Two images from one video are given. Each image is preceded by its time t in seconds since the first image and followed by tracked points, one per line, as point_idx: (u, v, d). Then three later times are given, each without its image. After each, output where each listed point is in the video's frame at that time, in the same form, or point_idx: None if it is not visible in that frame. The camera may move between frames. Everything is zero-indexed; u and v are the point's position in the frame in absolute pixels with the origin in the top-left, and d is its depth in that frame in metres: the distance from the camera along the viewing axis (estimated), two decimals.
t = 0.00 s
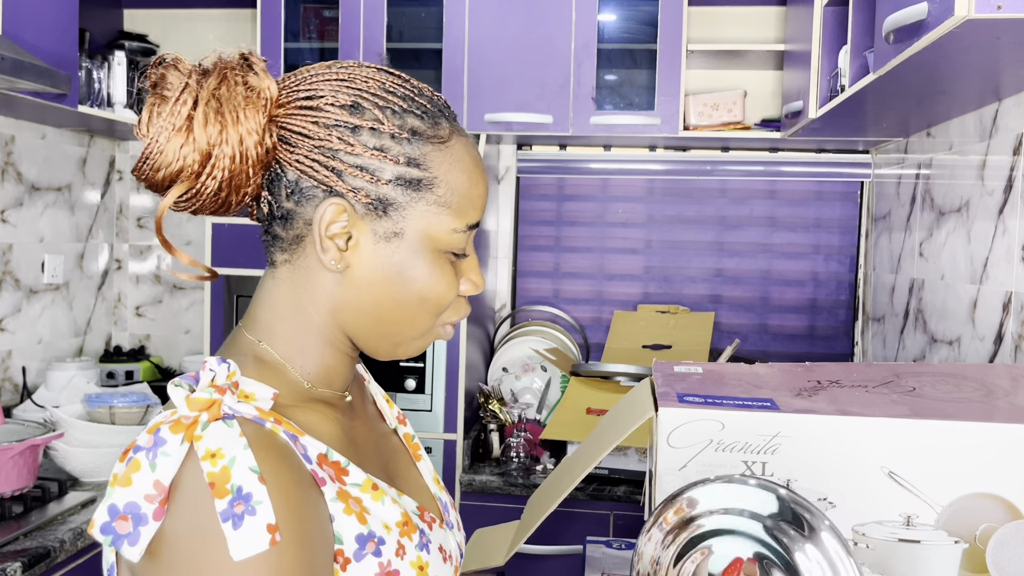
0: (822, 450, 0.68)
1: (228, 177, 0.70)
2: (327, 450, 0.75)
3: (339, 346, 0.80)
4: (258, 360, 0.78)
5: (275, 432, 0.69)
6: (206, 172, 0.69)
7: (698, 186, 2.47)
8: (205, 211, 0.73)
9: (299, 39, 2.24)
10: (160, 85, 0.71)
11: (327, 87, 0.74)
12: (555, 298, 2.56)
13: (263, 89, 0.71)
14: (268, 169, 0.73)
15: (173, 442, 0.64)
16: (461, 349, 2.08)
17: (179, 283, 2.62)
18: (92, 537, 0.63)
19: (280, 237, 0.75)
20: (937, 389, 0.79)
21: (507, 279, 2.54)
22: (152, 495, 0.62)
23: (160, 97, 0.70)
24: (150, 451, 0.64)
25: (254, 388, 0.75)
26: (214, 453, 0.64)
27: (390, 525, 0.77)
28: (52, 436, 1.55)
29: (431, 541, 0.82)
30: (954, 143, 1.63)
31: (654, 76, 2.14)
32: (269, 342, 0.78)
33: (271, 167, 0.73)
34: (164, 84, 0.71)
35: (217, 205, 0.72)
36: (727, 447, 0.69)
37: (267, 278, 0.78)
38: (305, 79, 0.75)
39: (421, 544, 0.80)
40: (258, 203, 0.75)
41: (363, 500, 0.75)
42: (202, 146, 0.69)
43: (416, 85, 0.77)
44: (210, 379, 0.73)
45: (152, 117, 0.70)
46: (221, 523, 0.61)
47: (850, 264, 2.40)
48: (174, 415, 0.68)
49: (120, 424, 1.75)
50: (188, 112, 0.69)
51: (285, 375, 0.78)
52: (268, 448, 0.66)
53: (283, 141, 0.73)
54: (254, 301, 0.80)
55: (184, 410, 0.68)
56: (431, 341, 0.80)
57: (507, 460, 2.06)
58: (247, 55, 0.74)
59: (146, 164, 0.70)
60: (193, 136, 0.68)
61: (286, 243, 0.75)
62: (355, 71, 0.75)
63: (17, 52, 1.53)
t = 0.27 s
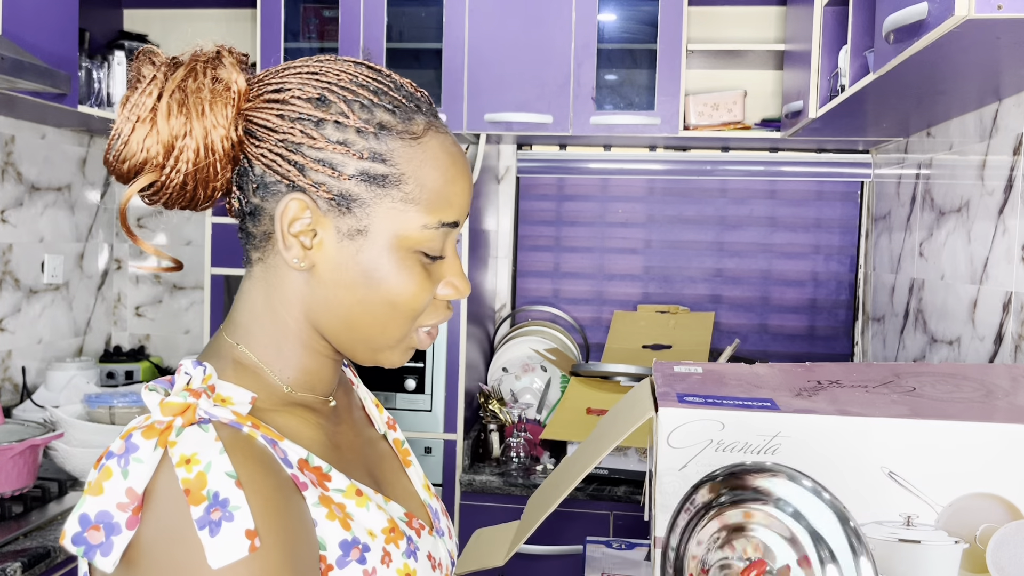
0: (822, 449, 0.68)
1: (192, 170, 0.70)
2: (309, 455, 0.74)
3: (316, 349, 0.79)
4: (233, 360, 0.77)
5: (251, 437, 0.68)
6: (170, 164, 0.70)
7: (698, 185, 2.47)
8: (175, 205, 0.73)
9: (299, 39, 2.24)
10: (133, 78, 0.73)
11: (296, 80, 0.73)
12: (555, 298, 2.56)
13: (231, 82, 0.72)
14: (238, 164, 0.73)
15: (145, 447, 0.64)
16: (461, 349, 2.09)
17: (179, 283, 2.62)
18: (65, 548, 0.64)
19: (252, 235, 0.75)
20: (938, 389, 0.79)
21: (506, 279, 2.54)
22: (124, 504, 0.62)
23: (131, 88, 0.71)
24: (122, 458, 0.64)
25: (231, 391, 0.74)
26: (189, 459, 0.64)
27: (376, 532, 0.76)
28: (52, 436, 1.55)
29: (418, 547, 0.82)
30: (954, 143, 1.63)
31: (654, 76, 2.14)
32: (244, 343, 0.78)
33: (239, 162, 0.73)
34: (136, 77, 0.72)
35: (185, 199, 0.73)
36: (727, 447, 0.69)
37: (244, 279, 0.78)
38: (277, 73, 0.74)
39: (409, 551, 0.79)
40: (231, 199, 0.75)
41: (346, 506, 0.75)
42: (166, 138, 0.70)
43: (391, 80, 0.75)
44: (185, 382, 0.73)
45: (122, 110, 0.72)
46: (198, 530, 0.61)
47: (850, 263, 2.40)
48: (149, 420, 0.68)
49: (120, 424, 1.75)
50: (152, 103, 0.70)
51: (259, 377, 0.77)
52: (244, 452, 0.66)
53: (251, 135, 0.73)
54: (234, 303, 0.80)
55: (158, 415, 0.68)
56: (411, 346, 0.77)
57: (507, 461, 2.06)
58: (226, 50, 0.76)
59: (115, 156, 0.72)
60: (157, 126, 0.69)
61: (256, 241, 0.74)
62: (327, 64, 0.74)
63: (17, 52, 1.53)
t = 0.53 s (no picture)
0: (822, 449, 0.68)
1: (193, 168, 0.71)
2: (310, 454, 0.74)
3: (318, 348, 0.79)
4: (235, 360, 0.77)
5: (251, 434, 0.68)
6: (171, 161, 0.70)
7: (697, 186, 2.47)
8: (176, 202, 0.73)
9: (299, 39, 2.24)
10: (134, 75, 0.73)
11: (298, 79, 0.73)
12: (555, 298, 2.56)
13: (233, 80, 0.72)
14: (239, 161, 0.74)
15: (145, 444, 0.64)
16: (461, 349, 2.09)
17: (179, 283, 2.62)
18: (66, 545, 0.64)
19: (253, 234, 0.75)
20: (938, 389, 0.79)
21: (506, 279, 2.54)
22: (124, 499, 0.62)
23: (133, 86, 0.72)
24: (122, 454, 0.64)
25: (232, 389, 0.75)
26: (188, 456, 0.64)
27: (378, 532, 0.76)
28: (52, 436, 1.55)
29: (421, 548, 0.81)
30: (954, 143, 1.63)
31: (654, 76, 2.14)
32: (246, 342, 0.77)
33: (241, 160, 0.73)
34: (137, 74, 0.72)
35: (186, 196, 0.73)
36: (727, 447, 0.69)
37: (246, 278, 0.78)
38: (279, 71, 0.74)
39: (411, 551, 0.79)
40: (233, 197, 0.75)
41: (347, 506, 0.75)
42: (167, 135, 0.70)
43: (393, 80, 0.75)
44: (186, 380, 0.74)
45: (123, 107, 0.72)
46: (196, 526, 0.60)
47: (850, 264, 2.40)
48: (150, 418, 0.68)
49: (120, 424, 1.74)
50: (154, 101, 0.70)
51: (261, 377, 0.77)
52: (244, 450, 0.66)
53: (252, 133, 0.73)
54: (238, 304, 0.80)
55: (158, 412, 0.68)
56: (413, 345, 0.77)
57: (507, 461, 2.06)
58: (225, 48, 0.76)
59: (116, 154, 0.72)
60: (159, 124, 0.70)
61: (258, 239, 0.74)
62: (330, 64, 0.74)
63: (17, 52, 1.53)
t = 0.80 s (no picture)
0: (822, 449, 0.68)
1: (243, 175, 0.70)
2: (339, 446, 0.75)
3: (353, 346, 0.80)
4: (270, 358, 0.78)
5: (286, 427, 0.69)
6: (221, 169, 0.69)
7: (697, 186, 2.47)
8: (217, 207, 0.72)
9: (299, 39, 2.24)
10: (171, 80, 0.71)
11: (341, 84, 0.74)
12: (555, 298, 2.56)
13: (280, 88, 0.71)
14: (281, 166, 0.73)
15: (185, 434, 0.65)
16: (461, 349, 2.08)
17: (179, 283, 2.62)
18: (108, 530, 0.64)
19: (291, 236, 0.75)
20: (938, 389, 0.79)
21: (507, 279, 2.54)
22: (165, 487, 0.63)
23: (172, 94, 0.70)
24: (163, 443, 0.65)
25: (265, 384, 0.75)
26: (226, 446, 0.64)
27: (402, 524, 0.76)
28: (52, 436, 1.55)
29: (443, 541, 0.81)
30: (954, 143, 1.62)
31: (654, 76, 2.14)
32: (281, 340, 0.78)
33: (284, 165, 0.72)
34: (176, 80, 0.70)
35: (230, 201, 0.72)
36: (727, 447, 0.69)
37: (278, 277, 0.78)
38: (319, 77, 0.74)
39: (433, 544, 0.79)
40: (270, 201, 0.74)
41: (374, 498, 0.75)
42: (218, 144, 0.69)
43: (428, 84, 0.78)
44: (221, 373, 0.74)
45: (165, 115, 0.70)
46: (234, 514, 0.61)
47: (850, 264, 2.40)
48: (187, 409, 0.69)
49: (120, 424, 1.75)
50: (203, 110, 0.68)
51: (296, 372, 0.78)
52: (279, 443, 0.66)
53: (296, 138, 0.72)
54: (265, 301, 0.80)
55: (196, 404, 0.69)
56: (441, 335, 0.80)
57: (507, 461, 2.05)
58: (259, 52, 0.74)
59: (160, 162, 0.70)
60: (209, 133, 0.68)
61: (298, 241, 0.75)
62: (369, 68, 0.76)
63: (17, 52, 1.53)
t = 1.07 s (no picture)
0: (823, 449, 0.68)
1: (307, 172, 0.72)
2: (387, 437, 0.76)
3: (399, 342, 0.81)
4: (320, 349, 0.79)
5: (342, 418, 0.70)
6: (286, 166, 0.71)
7: (697, 185, 2.47)
8: (278, 203, 0.74)
9: (299, 39, 2.24)
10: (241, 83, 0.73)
11: (400, 89, 0.75)
12: (555, 298, 2.56)
13: (343, 91, 0.73)
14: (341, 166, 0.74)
15: (250, 420, 0.66)
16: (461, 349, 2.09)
17: (179, 283, 2.61)
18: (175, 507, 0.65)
19: (345, 232, 0.76)
20: (938, 389, 0.79)
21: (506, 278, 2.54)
22: (231, 469, 0.64)
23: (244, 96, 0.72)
24: (230, 428, 0.66)
25: (320, 375, 0.76)
26: (288, 432, 0.66)
27: (441, 514, 0.77)
28: (52, 436, 1.55)
29: (475, 533, 0.82)
30: (954, 143, 1.62)
31: (654, 76, 2.14)
32: (332, 333, 0.79)
33: (344, 164, 0.74)
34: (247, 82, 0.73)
35: (292, 197, 0.74)
36: (727, 447, 0.69)
37: (330, 274, 0.79)
38: (378, 81, 0.76)
39: (467, 535, 0.80)
40: (326, 198, 0.75)
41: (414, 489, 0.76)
42: (284, 142, 0.70)
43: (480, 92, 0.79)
44: (280, 364, 0.76)
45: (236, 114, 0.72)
46: (294, 497, 0.62)
47: (850, 263, 2.40)
48: (249, 396, 0.70)
49: (120, 424, 1.76)
50: (272, 109, 0.70)
51: (344, 364, 0.79)
52: (338, 433, 0.68)
53: (356, 138, 0.74)
54: (315, 295, 0.81)
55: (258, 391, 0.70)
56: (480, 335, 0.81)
57: (507, 461, 2.05)
58: (323, 58, 0.76)
59: (228, 158, 0.72)
60: (277, 131, 0.70)
61: (352, 237, 0.75)
62: (426, 76, 0.77)
63: (17, 52, 1.53)
